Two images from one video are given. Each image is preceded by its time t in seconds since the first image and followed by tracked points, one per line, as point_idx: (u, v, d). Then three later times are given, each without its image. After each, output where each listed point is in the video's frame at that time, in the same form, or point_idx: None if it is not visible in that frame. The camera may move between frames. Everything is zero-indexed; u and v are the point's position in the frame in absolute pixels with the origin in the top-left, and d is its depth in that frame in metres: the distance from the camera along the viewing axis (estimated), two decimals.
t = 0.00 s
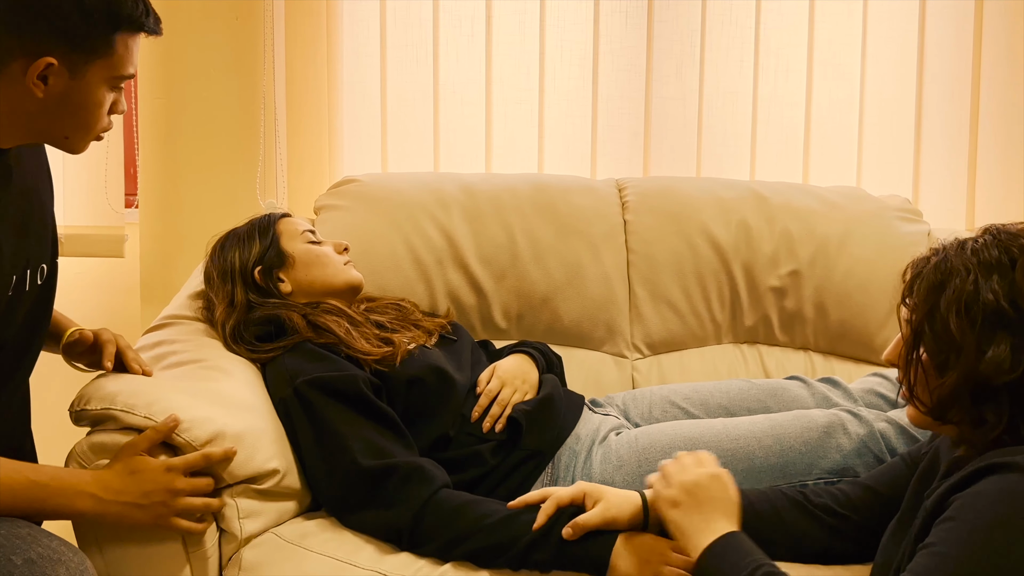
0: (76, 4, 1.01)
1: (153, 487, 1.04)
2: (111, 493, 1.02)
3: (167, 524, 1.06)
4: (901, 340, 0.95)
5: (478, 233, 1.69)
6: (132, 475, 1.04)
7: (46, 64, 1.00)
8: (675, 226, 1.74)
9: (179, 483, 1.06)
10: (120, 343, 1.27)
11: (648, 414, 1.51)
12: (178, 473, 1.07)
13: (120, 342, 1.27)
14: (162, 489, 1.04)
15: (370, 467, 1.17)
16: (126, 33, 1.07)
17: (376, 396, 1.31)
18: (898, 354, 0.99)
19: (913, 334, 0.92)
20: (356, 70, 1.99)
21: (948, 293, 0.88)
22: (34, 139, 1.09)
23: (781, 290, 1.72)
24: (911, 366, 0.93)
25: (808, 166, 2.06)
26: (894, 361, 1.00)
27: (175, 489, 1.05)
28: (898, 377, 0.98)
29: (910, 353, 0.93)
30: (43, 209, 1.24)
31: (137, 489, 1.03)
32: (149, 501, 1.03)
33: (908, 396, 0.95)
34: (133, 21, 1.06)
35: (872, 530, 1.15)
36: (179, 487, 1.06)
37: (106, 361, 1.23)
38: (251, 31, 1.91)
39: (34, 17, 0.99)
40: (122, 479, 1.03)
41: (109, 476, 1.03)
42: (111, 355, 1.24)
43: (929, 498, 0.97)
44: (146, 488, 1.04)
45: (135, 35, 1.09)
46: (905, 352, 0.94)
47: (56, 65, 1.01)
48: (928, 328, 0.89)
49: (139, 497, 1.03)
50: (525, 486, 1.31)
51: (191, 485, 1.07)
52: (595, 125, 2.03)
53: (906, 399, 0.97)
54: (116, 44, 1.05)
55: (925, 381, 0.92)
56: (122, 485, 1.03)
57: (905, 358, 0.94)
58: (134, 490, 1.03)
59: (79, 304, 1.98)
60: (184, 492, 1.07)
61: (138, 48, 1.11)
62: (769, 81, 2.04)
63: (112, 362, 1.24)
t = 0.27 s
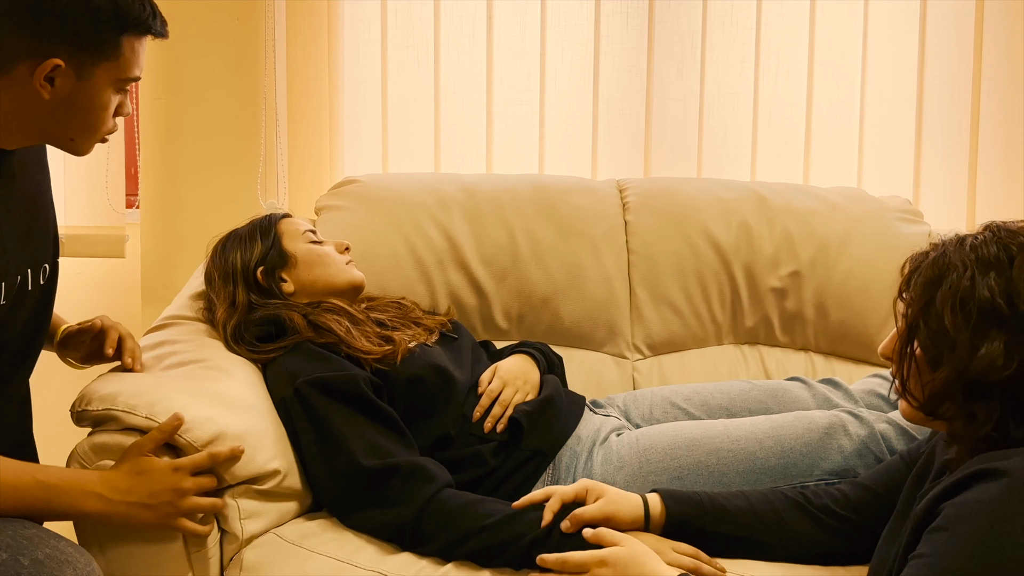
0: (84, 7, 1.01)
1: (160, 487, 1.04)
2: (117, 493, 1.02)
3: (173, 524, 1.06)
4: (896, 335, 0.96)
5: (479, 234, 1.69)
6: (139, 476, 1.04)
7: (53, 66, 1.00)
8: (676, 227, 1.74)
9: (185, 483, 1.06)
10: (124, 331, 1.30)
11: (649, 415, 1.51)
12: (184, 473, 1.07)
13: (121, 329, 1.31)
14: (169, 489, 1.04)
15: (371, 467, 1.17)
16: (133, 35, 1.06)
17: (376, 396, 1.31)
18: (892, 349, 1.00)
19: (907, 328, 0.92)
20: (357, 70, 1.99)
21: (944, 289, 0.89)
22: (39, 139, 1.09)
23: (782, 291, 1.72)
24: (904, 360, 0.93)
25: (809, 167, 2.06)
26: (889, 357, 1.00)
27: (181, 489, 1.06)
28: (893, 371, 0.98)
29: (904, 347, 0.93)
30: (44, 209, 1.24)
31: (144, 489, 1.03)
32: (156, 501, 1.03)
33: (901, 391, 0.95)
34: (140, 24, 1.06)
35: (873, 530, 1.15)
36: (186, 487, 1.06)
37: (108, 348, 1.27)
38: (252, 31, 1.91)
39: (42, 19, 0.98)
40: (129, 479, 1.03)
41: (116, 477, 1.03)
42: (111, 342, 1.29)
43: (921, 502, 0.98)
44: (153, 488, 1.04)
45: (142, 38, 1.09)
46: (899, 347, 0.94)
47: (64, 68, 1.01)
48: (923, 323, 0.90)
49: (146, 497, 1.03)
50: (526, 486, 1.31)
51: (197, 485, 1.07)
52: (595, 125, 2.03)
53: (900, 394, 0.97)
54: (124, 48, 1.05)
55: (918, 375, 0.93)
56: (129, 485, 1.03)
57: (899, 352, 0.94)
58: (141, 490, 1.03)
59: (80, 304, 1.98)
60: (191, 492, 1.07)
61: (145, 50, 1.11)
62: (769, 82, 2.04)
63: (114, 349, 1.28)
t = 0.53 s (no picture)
0: (93, 10, 1.00)
1: (171, 487, 1.05)
2: (129, 495, 1.03)
3: (184, 524, 1.07)
4: (888, 331, 0.97)
5: (480, 234, 1.69)
6: (149, 477, 1.04)
7: (61, 69, 1.00)
8: (677, 228, 1.75)
9: (195, 484, 1.07)
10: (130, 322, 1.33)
11: (651, 416, 1.50)
12: (194, 474, 1.07)
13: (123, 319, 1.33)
14: (180, 490, 1.05)
15: (372, 468, 1.16)
16: (141, 38, 1.06)
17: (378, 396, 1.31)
18: (885, 346, 1.01)
19: (896, 326, 0.94)
20: (359, 71, 1.99)
21: (932, 290, 0.89)
22: (47, 140, 1.10)
23: (783, 292, 1.72)
24: (893, 357, 0.95)
25: (810, 168, 2.07)
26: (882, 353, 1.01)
27: (191, 489, 1.06)
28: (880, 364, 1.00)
29: (894, 343, 0.94)
30: (45, 209, 1.24)
31: (155, 490, 1.04)
32: (166, 502, 1.04)
33: (891, 387, 0.97)
34: (149, 28, 1.06)
35: (874, 531, 1.15)
36: (196, 487, 1.07)
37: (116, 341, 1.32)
38: (253, 32, 1.91)
39: (51, 22, 0.98)
40: (140, 481, 1.04)
41: (126, 478, 1.04)
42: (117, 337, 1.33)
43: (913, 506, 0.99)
44: (163, 489, 1.04)
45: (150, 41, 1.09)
46: (889, 343, 0.95)
47: (72, 72, 1.01)
48: (910, 321, 0.91)
49: (157, 497, 1.04)
50: (527, 487, 1.31)
51: (206, 485, 1.08)
52: (597, 126, 2.03)
53: (892, 391, 0.98)
54: (132, 52, 1.05)
55: (905, 372, 0.94)
56: (139, 487, 1.04)
57: (889, 349, 0.95)
58: (152, 491, 1.04)
59: (81, 304, 1.98)
60: (201, 492, 1.07)
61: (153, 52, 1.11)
62: (771, 84, 2.04)
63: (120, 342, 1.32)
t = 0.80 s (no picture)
0: (98, 11, 1.00)
1: (174, 489, 1.05)
2: (131, 496, 1.03)
3: (187, 526, 1.07)
4: (888, 333, 0.97)
5: (481, 235, 1.69)
6: (152, 479, 1.05)
7: (66, 71, 1.00)
8: (678, 229, 1.75)
9: (198, 485, 1.07)
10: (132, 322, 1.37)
11: (651, 417, 1.50)
12: (197, 475, 1.07)
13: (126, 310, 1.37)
14: (183, 491, 1.05)
15: (373, 469, 1.16)
16: (145, 40, 1.06)
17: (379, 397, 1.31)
18: (885, 348, 1.01)
19: (896, 328, 0.94)
20: (359, 71, 1.99)
21: (931, 291, 0.90)
22: (50, 142, 1.10)
23: (784, 293, 1.72)
24: (893, 359, 0.95)
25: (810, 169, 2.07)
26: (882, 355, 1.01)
27: (194, 491, 1.06)
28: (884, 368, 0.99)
29: (894, 346, 0.94)
30: (46, 210, 1.23)
31: (158, 492, 1.04)
32: (170, 503, 1.04)
33: (891, 389, 0.97)
34: (152, 30, 1.06)
35: (875, 532, 1.15)
36: (199, 489, 1.07)
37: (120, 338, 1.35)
38: (253, 33, 1.91)
39: (56, 25, 0.98)
40: (143, 483, 1.04)
41: (129, 480, 1.04)
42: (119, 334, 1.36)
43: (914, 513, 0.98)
44: (167, 490, 1.04)
45: (154, 43, 1.09)
46: (889, 345, 0.95)
47: (76, 74, 1.01)
48: (911, 323, 0.91)
49: (160, 499, 1.04)
50: (528, 488, 1.31)
51: (210, 487, 1.08)
52: (598, 127, 2.03)
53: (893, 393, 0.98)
54: (136, 54, 1.06)
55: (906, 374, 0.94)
56: (142, 489, 1.04)
57: (889, 351, 0.96)
58: (155, 493, 1.04)
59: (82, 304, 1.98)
60: (204, 494, 1.08)
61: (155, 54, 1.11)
62: (772, 85, 2.04)
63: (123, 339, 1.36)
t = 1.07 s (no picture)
0: (105, 12, 1.00)
1: (177, 485, 1.05)
2: (134, 493, 1.03)
3: (189, 523, 1.07)
4: (887, 334, 0.97)
5: (481, 235, 1.69)
6: (155, 475, 1.05)
7: (72, 72, 1.00)
8: (679, 229, 1.75)
9: (201, 481, 1.07)
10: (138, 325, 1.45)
11: (651, 417, 1.50)
12: (200, 472, 1.07)
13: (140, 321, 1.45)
14: (186, 487, 1.05)
15: (373, 470, 1.16)
16: (151, 41, 1.07)
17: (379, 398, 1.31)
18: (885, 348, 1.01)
19: (895, 328, 0.94)
20: (359, 71, 1.99)
21: (930, 291, 0.90)
22: (53, 142, 1.10)
23: (784, 293, 1.72)
24: (893, 360, 0.94)
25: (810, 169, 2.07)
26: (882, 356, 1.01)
27: (197, 487, 1.06)
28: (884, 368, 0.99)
29: (893, 346, 0.94)
30: (48, 210, 1.23)
31: (161, 488, 1.04)
32: (173, 499, 1.04)
33: (891, 390, 0.96)
34: (159, 31, 1.07)
35: (875, 533, 1.15)
36: (201, 485, 1.07)
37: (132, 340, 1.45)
38: (254, 33, 1.91)
39: (64, 27, 0.98)
40: (146, 479, 1.04)
41: (131, 477, 1.04)
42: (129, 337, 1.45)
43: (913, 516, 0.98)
44: (169, 486, 1.04)
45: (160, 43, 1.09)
46: (888, 346, 0.95)
47: (83, 75, 1.02)
48: (910, 323, 0.91)
49: (163, 495, 1.04)
50: (528, 489, 1.31)
51: (212, 483, 1.08)
52: (598, 127, 2.03)
53: (893, 394, 0.98)
54: (142, 54, 1.06)
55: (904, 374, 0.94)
56: (145, 485, 1.04)
57: (888, 352, 0.95)
58: (158, 489, 1.04)
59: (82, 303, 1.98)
60: (207, 490, 1.08)
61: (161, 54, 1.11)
62: (772, 85, 2.04)
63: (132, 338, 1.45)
